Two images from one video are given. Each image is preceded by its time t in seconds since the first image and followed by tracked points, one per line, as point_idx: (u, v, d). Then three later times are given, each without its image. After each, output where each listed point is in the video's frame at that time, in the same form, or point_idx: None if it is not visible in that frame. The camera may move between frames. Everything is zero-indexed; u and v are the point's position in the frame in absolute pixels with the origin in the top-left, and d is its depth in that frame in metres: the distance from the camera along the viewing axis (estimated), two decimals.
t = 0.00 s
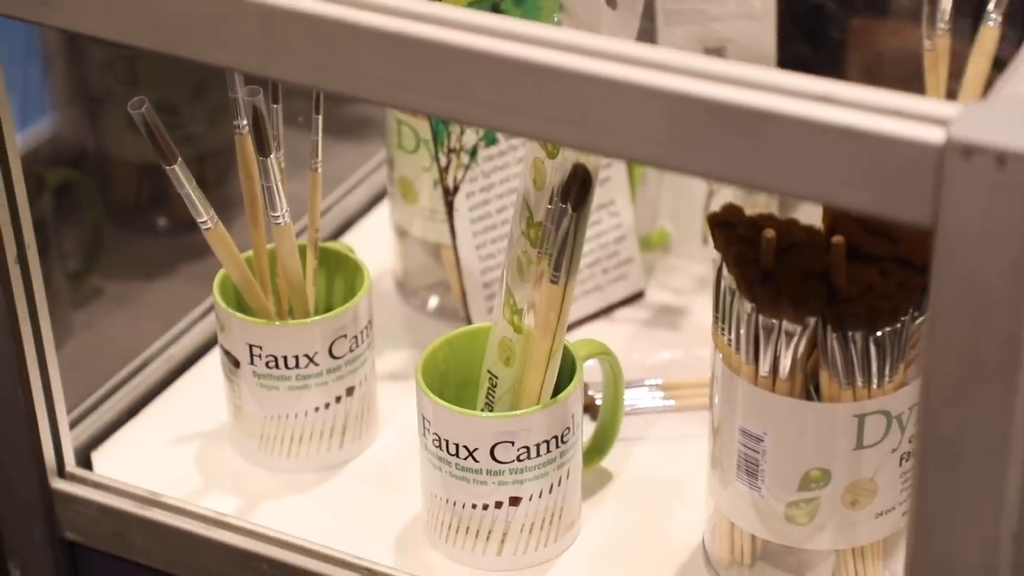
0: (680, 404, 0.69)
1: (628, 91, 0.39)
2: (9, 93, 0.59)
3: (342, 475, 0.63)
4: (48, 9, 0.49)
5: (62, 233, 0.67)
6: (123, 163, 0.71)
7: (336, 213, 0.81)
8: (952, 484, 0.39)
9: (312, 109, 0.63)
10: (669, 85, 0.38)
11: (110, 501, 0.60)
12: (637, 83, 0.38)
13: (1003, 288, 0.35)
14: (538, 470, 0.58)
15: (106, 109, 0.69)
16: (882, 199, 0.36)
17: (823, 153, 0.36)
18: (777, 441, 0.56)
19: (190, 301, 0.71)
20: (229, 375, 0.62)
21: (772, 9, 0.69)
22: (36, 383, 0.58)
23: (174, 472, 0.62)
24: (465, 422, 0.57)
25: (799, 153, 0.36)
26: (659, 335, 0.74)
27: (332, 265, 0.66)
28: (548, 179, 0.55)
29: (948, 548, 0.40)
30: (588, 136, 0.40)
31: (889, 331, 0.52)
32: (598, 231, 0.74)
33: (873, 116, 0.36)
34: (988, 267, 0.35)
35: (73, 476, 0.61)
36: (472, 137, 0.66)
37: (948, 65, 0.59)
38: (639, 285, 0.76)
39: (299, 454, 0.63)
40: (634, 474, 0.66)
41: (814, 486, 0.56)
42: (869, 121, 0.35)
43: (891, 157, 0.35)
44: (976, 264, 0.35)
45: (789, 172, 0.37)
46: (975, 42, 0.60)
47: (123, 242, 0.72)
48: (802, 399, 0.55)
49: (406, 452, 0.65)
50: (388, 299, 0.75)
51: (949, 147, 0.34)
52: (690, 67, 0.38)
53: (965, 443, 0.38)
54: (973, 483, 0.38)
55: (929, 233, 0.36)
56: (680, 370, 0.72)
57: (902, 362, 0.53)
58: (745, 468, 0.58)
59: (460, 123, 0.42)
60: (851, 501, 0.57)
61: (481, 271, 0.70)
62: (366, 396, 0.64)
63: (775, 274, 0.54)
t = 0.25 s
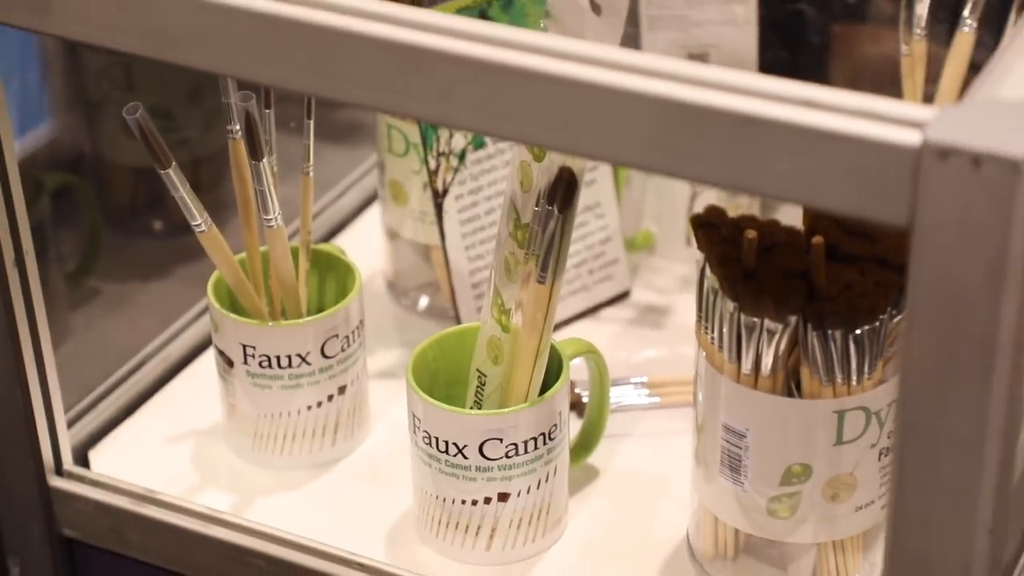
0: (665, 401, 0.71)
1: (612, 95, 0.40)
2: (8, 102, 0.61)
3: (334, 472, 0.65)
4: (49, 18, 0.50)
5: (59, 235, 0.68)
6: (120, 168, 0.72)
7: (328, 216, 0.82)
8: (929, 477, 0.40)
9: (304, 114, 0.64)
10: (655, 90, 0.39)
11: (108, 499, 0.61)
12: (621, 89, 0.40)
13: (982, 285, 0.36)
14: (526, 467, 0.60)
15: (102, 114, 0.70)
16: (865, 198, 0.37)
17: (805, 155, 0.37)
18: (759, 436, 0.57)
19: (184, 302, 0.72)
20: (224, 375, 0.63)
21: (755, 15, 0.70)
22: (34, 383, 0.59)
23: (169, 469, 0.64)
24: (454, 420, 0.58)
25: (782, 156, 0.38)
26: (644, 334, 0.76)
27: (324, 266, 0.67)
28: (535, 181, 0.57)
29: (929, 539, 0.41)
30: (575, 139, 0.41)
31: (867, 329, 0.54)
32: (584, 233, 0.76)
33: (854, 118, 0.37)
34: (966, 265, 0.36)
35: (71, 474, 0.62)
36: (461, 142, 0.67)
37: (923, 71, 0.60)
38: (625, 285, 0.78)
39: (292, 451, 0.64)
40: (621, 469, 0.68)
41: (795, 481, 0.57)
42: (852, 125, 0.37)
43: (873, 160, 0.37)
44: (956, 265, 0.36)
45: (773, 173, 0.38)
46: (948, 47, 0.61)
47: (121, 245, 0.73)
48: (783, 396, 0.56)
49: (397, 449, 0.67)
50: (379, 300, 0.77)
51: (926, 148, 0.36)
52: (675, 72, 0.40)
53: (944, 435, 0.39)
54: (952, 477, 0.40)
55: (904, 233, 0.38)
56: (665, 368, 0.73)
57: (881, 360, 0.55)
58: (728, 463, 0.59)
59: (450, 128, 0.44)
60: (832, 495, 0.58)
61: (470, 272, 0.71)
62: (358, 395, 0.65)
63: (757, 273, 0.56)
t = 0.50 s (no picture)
0: (649, 398, 0.73)
1: (596, 105, 0.42)
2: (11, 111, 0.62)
3: (329, 468, 0.67)
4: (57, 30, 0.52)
5: (62, 241, 0.70)
6: (120, 176, 0.73)
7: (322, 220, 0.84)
8: (900, 470, 0.42)
9: (298, 121, 0.66)
10: (638, 97, 0.41)
11: (110, 495, 0.63)
12: (604, 100, 0.42)
13: (953, 287, 0.38)
14: (515, 462, 0.62)
15: (103, 124, 0.72)
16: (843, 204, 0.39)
17: (783, 160, 0.40)
18: (739, 432, 0.59)
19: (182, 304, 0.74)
20: (221, 375, 0.65)
21: (734, 25, 0.74)
22: (38, 384, 0.61)
23: (169, 466, 0.66)
24: (445, 418, 0.60)
25: (760, 159, 0.40)
26: (628, 334, 0.78)
27: (318, 269, 0.69)
28: (522, 187, 0.59)
29: (899, 528, 0.43)
30: (561, 147, 0.43)
31: (843, 328, 0.56)
32: (570, 237, 0.78)
33: (828, 124, 0.39)
34: (936, 268, 0.38)
35: (74, 471, 0.64)
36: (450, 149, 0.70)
37: (897, 77, 0.61)
38: (609, 287, 0.80)
39: (288, 448, 0.66)
40: (606, 465, 0.70)
41: (774, 475, 0.59)
42: (830, 130, 0.39)
43: (849, 165, 0.39)
44: (926, 269, 0.38)
45: (752, 178, 0.40)
46: (920, 55, 0.62)
47: (121, 252, 0.74)
48: (763, 393, 0.58)
49: (389, 445, 0.69)
50: (372, 301, 0.79)
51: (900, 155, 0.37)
52: (660, 82, 0.42)
53: (911, 429, 0.41)
54: (923, 472, 0.42)
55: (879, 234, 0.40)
56: (648, 367, 0.76)
57: (856, 358, 0.57)
58: (710, 458, 0.61)
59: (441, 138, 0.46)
60: (809, 489, 0.60)
61: (460, 274, 0.73)
62: (352, 394, 0.67)
63: (736, 275, 0.58)
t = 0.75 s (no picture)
0: (634, 396, 0.75)
1: (581, 109, 0.44)
2: (11, 121, 0.64)
3: (321, 466, 0.69)
4: (56, 39, 0.54)
5: (59, 244, 0.70)
6: (115, 180, 0.75)
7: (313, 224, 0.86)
8: (878, 466, 0.44)
9: (290, 126, 0.68)
10: (622, 102, 0.43)
11: (106, 493, 0.64)
12: (587, 107, 0.43)
13: (926, 288, 0.39)
14: (502, 459, 0.63)
15: (99, 129, 0.73)
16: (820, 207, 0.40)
17: (761, 163, 0.41)
18: (722, 430, 0.60)
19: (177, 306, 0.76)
20: (215, 375, 0.67)
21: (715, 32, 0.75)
22: (36, 384, 0.63)
23: (164, 464, 0.67)
24: (434, 415, 0.62)
25: (739, 162, 0.41)
26: (614, 333, 0.80)
27: (310, 270, 0.71)
28: (509, 190, 0.61)
29: (877, 526, 0.45)
30: (547, 151, 0.45)
31: (823, 326, 0.57)
32: (556, 238, 0.80)
33: (804, 128, 0.41)
34: (910, 270, 0.39)
35: (71, 470, 0.66)
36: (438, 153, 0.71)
37: (873, 82, 0.63)
38: (595, 287, 0.82)
39: (282, 446, 0.68)
40: (592, 461, 0.72)
41: (756, 470, 0.61)
42: (807, 134, 0.40)
43: (826, 167, 0.40)
44: (901, 270, 0.40)
45: (731, 181, 0.42)
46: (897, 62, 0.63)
47: (116, 254, 0.76)
48: (744, 390, 0.59)
49: (380, 443, 0.71)
50: (363, 302, 0.81)
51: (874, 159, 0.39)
52: (643, 87, 0.43)
53: (888, 426, 0.43)
54: (900, 468, 0.43)
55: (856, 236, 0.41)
56: (633, 365, 0.77)
57: (835, 356, 0.58)
58: (693, 454, 0.63)
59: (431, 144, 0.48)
60: (789, 484, 0.61)
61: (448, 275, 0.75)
62: (343, 393, 0.69)
63: (719, 275, 0.59)
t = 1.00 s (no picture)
0: (623, 393, 0.77)
1: (570, 114, 0.45)
2: (15, 127, 0.65)
3: (318, 462, 0.70)
4: (61, 48, 0.55)
5: (63, 248, 0.72)
6: (117, 184, 0.77)
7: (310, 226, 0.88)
8: (859, 460, 0.45)
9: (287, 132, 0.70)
10: (610, 108, 0.44)
11: (108, 489, 0.66)
12: (575, 113, 0.45)
13: (904, 288, 0.41)
14: (495, 455, 0.65)
15: (100, 135, 0.76)
16: (798, 208, 0.42)
17: (742, 166, 0.43)
18: (708, 426, 0.62)
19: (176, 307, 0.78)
20: (215, 374, 0.69)
21: (700, 40, 0.77)
22: (40, 383, 0.64)
23: (165, 461, 0.69)
24: (428, 412, 0.63)
25: (722, 165, 0.43)
26: (603, 332, 0.82)
27: (306, 272, 0.73)
28: (500, 193, 0.62)
29: (859, 515, 0.46)
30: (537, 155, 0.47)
31: (806, 325, 0.58)
32: (547, 240, 0.82)
33: (784, 132, 0.42)
34: (889, 271, 0.41)
35: (75, 466, 0.67)
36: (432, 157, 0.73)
37: (855, 86, 0.65)
38: (584, 288, 0.84)
39: (280, 443, 0.70)
40: (582, 456, 0.74)
41: (741, 465, 0.63)
42: (787, 139, 0.42)
43: (805, 170, 0.42)
44: (880, 271, 0.41)
45: (714, 183, 0.43)
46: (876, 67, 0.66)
47: (119, 255, 0.79)
48: (730, 387, 0.61)
49: (376, 439, 0.72)
50: (358, 302, 0.82)
51: (855, 162, 0.40)
52: (629, 92, 0.45)
53: (869, 422, 0.44)
54: (880, 462, 0.45)
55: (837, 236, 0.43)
56: (622, 363, 0.79)
57: (817, 353, 0.60)
58: (680, 449, 0.64)
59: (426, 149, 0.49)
60: (774, 478, 0.63)
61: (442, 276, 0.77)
62: (340, 391, 0.71)
63: (704, 275, 0.60)
